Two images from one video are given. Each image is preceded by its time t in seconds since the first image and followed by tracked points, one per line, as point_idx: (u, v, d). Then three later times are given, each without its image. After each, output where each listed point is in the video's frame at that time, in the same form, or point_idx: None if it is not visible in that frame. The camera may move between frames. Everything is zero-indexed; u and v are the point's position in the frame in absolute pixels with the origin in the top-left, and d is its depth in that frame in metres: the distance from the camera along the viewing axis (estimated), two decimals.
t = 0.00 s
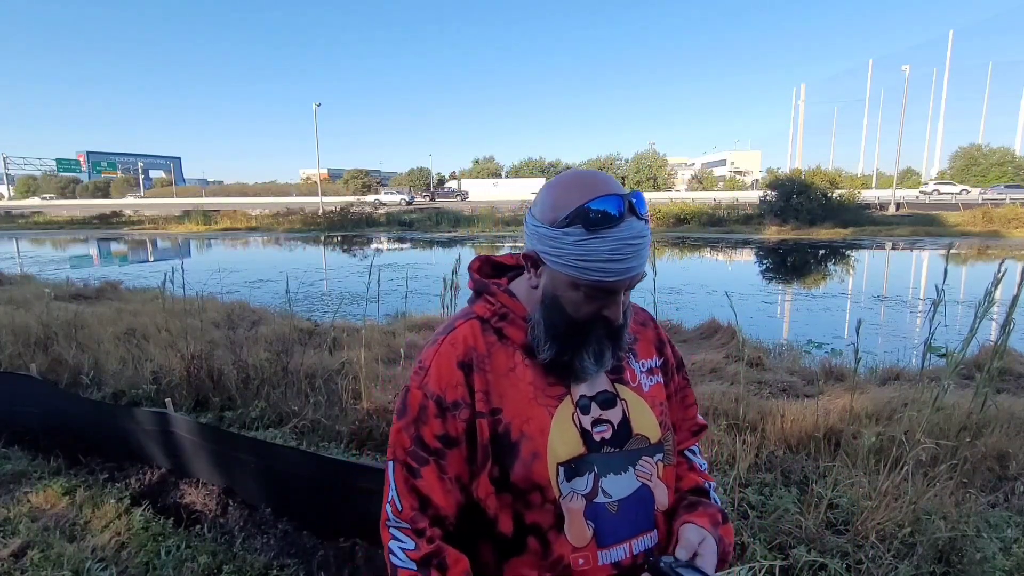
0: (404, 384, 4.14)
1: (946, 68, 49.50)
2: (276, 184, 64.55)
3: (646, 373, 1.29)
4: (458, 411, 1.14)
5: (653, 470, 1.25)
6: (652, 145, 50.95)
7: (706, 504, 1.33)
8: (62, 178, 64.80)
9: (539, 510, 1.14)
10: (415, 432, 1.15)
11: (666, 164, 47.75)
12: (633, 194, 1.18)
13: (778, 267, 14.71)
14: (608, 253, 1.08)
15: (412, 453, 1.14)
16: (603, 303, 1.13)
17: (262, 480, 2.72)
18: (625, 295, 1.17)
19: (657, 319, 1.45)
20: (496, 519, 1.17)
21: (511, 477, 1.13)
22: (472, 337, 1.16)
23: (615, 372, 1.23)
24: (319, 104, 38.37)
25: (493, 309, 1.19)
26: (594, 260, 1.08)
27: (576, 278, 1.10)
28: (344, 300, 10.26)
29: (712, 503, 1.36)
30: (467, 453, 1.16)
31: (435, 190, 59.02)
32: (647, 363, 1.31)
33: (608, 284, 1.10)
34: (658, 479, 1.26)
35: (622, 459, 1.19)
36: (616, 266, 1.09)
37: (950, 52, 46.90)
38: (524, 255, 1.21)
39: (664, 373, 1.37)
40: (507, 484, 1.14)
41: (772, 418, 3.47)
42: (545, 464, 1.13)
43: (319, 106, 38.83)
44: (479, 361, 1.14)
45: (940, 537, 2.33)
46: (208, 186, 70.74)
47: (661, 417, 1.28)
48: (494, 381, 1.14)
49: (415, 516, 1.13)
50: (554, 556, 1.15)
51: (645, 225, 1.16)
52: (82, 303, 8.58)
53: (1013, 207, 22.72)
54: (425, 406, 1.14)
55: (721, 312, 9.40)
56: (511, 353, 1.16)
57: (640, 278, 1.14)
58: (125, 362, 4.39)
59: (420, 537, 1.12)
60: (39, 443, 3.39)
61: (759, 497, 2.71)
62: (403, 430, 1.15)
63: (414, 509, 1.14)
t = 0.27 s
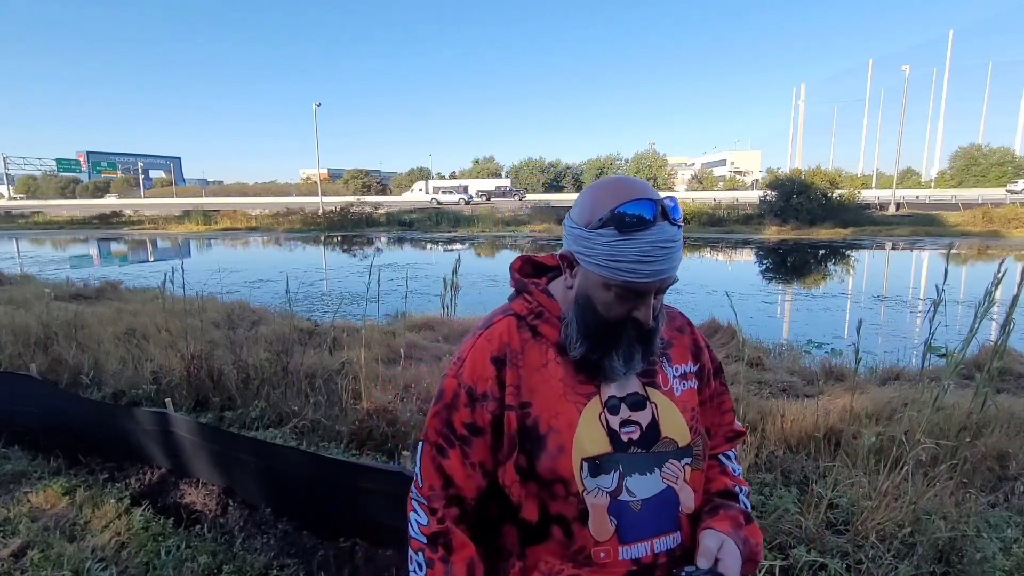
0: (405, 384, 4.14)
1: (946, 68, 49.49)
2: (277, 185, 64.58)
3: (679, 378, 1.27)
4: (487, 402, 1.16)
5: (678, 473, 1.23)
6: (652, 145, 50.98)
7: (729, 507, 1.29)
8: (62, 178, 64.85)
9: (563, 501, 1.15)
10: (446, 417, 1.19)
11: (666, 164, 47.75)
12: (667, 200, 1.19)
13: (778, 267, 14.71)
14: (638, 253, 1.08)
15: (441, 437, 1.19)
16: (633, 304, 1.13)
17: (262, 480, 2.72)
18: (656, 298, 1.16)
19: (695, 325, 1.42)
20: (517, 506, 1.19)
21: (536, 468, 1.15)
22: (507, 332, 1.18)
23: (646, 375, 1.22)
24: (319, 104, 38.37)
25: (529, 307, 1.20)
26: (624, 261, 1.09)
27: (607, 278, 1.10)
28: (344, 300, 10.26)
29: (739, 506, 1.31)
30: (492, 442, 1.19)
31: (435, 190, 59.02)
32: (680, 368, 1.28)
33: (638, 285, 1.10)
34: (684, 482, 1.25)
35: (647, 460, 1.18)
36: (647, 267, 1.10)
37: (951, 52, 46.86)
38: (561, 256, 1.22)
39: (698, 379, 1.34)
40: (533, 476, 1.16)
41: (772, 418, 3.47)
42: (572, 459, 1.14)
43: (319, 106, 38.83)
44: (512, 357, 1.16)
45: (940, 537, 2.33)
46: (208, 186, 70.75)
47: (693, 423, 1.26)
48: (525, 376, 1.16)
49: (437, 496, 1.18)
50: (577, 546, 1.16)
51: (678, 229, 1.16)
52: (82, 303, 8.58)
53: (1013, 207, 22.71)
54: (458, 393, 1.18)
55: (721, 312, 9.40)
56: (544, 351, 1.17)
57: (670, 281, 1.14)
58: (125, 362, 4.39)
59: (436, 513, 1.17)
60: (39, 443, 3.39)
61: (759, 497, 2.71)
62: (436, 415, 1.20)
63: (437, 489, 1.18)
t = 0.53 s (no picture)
0: (405, 384, 4.14)
1: (946, 68, 49.51)
2: (277, 184, 64.62)
3: (708, 382, 1.24)
4: (513, 390, 1.18)
5: (699, 476, 1.21)
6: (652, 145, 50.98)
7: (748, 512, 1.26)
8: (62, 178, 64.90)
9: (580, 492, 1.16)
10: (475, 400, 1.22)
11: (666, 164, 47.76)
12: (693, 203, 1.19)
13: (778, 267, 14.71)
14: (659, 255, 1.10)
15: (468, 418, 1.22)
16: (657, 304, 1.14)
17: (263, 480, 2.72)
18: (680, 300, 1.17)
19: (729, 330, 1.37)
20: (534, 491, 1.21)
21: (556, 456, 1.16)
22: (539, 324, 1.19)
23: (672, 377, 1.20)
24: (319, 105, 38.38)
25: (561, 304, 1.21)
26: (646, 262, 1.10)
27: (630, 279, 1.12)
28: (343, 300, 10.26)
29: (758, 512, 1.28)
30: (515, 429, 1.21)
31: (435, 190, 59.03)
32: (710, 373, 1.25)
33: (659, 286, 1.11)
34: (704, 485, 1.23)
35: (667, 460, 1.17)
36: (669, 269, 1.10)
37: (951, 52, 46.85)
38: (593, 257, 1.25)
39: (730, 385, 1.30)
40: (553, 466, 1.17)
41: (772, 417, 3.47)
42: (590, 451, 1.14)
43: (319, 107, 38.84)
44: (541, 348, 1.17)
45: (940, 537, 2.33)
46: (209, 186, 70.78)
47: (717, 428, 1.23)
48: (552, 367, 1.17)
49: (459, 474, 1.22)
50: (591, 535, 1.17)
51: (703, 233, 1.16)
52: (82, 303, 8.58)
53: (1013, 207, 22.71)
54: (487, 377, 1.21)
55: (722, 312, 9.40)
56: (572, 345, 1.18)
57: (692, 284, 1.14)
58: (124, 362, 4.39)
59: (456, 490, 1.22)
60: (39, 443, 3.39)
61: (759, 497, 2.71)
62: (466, 397, 1.23)
63: (459, 467, 1.22)
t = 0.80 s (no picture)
0: (405, 384, 4.14)
1: (946, 68, 49.52)
2: (277, 184, 64.63)
3: (726, 386, 1.22)
4: (526, 378, 1.22)
5: (710, 478, 1.19)
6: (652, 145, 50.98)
7: (759, 517, 1.24)
8: (62, 178, 64.91)
9: (587, 483, 1.16)
10: (491, 386, 1.27)
11: (666, 164, 47.75)
12: (711, 201, 1.21)
13: (778, 267, 14.71)
14: (672, 250, 1.12)
15: (484, 402, 1.27)
16: (672, 301, 1.15)
17: (263, 480, 2.72)
18: (696, 298, 1.17)
19: (753, 335, 1.34)
20: (542, 479, 1.23)
21: (565, 448, 1.18)
22: (557, 315, 1.22)
23: (689, 378, 1.19)
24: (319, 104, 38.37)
25: (581, 300, 1.24)
26: (660, 256, 1.12)
27: (645, 274, 1.14)
28: (343, 300, 10.26)
29: (770, 517, 1.26)
30: (529, 416, 1.24)
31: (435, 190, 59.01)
32: (729, 378, 1.23)
33: (672, 281, 1.12)
34: (714, 488, 1.20)
35: (678, 460, 1.16)
36: (683, 263, 1.12)
37: (951, 52, 46.87)
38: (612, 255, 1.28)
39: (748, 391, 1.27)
40: (562, 457, 1.18)
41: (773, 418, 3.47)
42: (600, 443, 1.15)
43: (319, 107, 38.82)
44: (557, 340, 1.20)
45: (940, 537, 2.33)
46: (209, 186, 70.79)
47: (733, 432, 1.21)
48: (567, 360, 1.19)
49: (472, 456, 1.28)
50: (597, 528, 1.17)
51: (719, 231, 1.17)
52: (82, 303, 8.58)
53: (1013, 207, 22.71)
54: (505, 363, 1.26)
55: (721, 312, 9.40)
56: (589, 338, 1.20)
57: (708, 282, 1.15)
58: (124, 362, 4.39)
59: (469, 469, 1.28)
60: (39, 443, 3.39)
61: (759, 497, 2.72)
62: (484, 383, 1.28)
63: (472, 449, 1.28)
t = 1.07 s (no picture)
0: (404, 384, 4.14)
1: (946, 68, 49.54)
2: (277, 184, 64.62)
3: (737, 398, 1.21)
4: (531, 379, 1.23)
5: (715, 491, 1.18)
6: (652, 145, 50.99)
7: (767, 531, 1.23)
8: (62, 178, 64.97)
9: (587, 491, 1.16)
10: (497, 385, 1.28)
11: (666, 164, 47.79)
12: (714, 189, 1.24)
13: (778, 267, 14.71)
14: (667, 229, 1.15)
15: (490, 400, 1.28)
16: (670, 286, 1.15)
17: (263, 480, 2.72)
18: (698, 285, 1.16)
19: (769, 344, 1.33)
20: (543, 483, 1.24)
21: (567, 452, 1.18)
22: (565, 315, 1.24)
23: (698, 388, 1.19)
24: (319, 104, 38.36)
25: (591, 299, 1.27)
26: (653, 235, 1.15)
27: (642, 258, 1.17)
28: (344, 300, 10.27)
29: (780, 530, 1.25)
30: (532, 417, 1.25)
31: (435, 190, 59.02)
32: (741, 388, 1.22)
33: (667, 260, 1.14)
34: (720, 501, 1.19)
35: (684, 470, 1.16)
36: (675, 243, 1.14)
37: (951, 52, 46.90)
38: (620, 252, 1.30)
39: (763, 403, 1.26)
40: (564, 460, 1.19)
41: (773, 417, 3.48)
42: (602, 450, 1.15)
43: (319, 106, 38.87)
44: (563, 343, 1.21)
45: (940, 536, 2.33)
46: (209, 186, 70.83)
47: (742, 444, 1.20)
48: (572, 362, 1.20)
49: (475, 450, 1.30)
50: (596, 535, 1.17)
51: (719, 216, 1.19)
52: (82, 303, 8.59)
53: (1013, 207, 22.72)
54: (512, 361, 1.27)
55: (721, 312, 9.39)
56: (597, 342, 1.21)
57: (709, 264, 1.15)
58: (125, 362, 4.39)
59: (470, 464, 1.30)
60: (40, 443, 3.39)
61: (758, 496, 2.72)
62: (490, 380, 1.30)
63: (476, 445, 1.29)
